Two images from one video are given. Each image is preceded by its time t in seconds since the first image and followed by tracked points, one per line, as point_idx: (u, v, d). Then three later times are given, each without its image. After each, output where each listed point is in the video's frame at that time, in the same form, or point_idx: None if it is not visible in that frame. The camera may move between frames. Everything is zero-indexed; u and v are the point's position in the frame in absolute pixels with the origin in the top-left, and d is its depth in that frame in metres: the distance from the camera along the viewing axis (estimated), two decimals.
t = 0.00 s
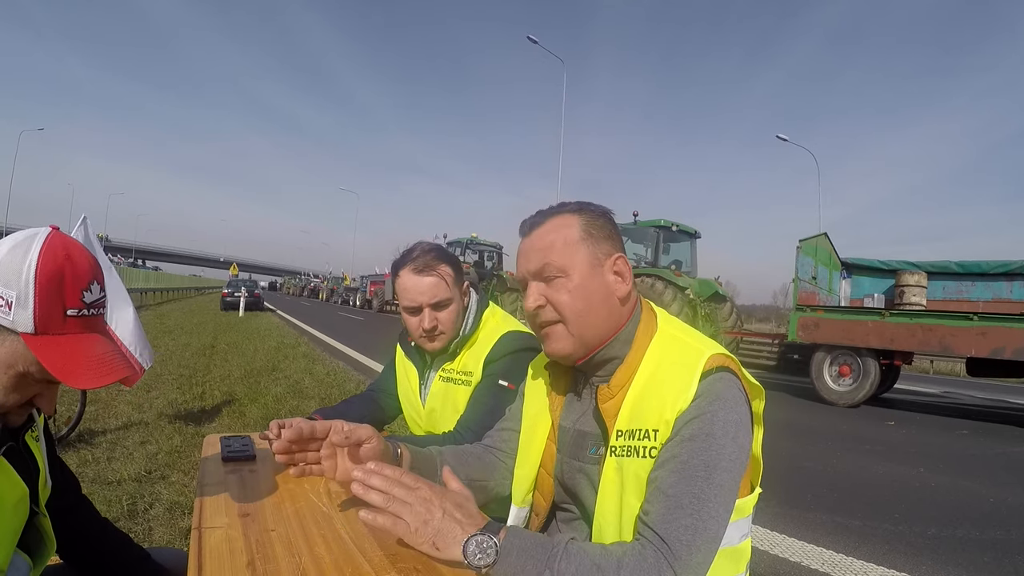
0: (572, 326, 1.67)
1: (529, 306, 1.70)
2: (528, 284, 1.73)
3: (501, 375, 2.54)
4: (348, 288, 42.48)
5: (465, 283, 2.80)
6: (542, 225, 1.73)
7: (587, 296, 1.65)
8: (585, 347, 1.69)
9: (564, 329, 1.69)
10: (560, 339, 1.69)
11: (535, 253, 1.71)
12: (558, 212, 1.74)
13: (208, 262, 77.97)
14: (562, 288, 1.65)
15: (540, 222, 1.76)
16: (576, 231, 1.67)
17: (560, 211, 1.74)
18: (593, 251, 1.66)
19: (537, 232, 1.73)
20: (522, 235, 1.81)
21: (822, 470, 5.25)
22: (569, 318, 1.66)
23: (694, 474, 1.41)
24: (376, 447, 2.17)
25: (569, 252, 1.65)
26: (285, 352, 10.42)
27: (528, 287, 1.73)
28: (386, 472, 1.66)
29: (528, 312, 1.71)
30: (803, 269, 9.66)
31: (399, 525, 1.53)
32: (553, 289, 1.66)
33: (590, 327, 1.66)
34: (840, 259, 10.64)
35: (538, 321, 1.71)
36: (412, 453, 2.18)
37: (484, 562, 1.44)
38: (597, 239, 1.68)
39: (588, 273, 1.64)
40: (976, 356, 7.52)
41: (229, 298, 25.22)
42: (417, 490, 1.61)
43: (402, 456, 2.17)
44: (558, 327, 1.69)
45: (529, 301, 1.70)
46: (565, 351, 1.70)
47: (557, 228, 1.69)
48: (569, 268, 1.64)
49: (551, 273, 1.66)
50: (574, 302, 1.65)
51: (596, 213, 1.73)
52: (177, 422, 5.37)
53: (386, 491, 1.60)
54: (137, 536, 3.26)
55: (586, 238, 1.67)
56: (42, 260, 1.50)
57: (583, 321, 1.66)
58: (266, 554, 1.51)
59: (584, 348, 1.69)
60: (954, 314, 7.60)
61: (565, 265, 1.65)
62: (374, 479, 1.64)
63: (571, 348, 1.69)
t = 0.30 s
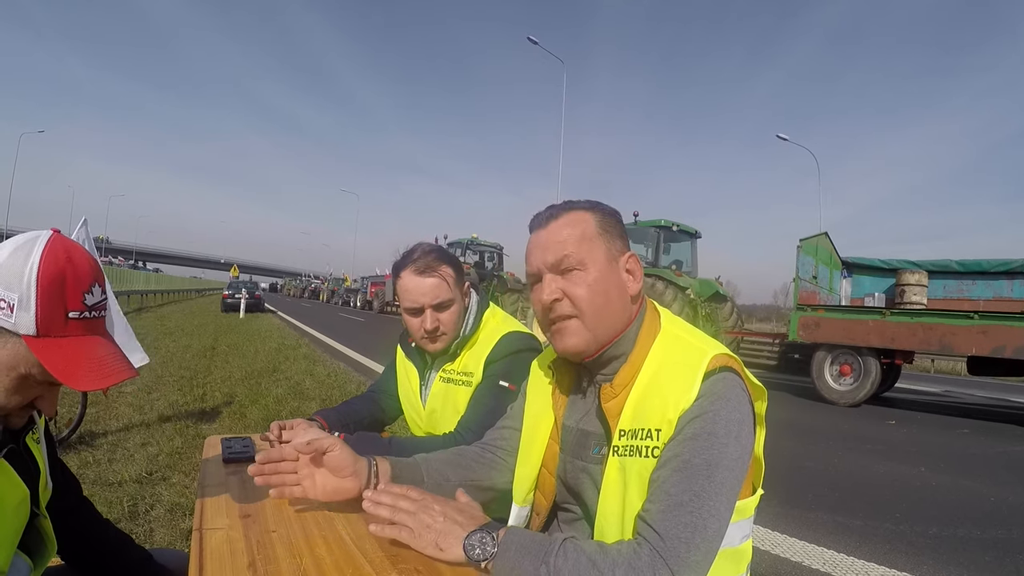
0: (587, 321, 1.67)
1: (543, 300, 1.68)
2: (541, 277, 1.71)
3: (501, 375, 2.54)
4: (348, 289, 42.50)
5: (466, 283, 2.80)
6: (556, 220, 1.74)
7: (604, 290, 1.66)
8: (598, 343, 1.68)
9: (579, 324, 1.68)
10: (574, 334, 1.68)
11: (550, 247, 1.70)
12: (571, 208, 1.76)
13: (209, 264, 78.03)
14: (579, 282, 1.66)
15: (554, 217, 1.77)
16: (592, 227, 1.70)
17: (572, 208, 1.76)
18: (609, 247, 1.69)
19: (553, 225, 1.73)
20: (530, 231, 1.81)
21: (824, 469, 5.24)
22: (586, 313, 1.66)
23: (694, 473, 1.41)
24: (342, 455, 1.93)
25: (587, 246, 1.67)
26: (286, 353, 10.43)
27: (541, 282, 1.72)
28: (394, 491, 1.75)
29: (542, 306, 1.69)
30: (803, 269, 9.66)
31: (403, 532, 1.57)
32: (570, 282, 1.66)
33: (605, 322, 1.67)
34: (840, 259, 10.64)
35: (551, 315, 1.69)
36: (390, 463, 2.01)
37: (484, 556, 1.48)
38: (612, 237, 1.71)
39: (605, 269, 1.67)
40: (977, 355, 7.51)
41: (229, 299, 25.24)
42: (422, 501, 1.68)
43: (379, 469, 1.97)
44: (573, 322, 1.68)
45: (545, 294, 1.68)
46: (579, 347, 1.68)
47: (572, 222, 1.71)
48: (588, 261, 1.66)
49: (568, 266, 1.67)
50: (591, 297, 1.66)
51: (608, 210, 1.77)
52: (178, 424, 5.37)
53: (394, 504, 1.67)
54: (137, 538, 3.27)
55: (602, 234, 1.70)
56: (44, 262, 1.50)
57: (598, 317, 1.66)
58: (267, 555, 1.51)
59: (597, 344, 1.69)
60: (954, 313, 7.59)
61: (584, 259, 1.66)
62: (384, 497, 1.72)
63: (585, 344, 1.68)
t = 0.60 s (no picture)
0: (590, 332, 1.67)
1: (545, 314, 1.68)
2: (541, 290, 1.71)
3: (501, 375, 2.54)
4: (348, 288, 42.50)
5: (466, 282, 2.80)
6: (552, 229, 1.74)
7: (606, 300, 1.66)
8: (601, 352, 1.70)
9: (582, 336, 1.69)
10: (577, 346, 1.69)
11: (548, 258, 1.70)
12: (566, 215, 1.75)
13: (208, 263, 78.01)
14: (580, 294, 1.66)
15: (550, 225, 1.75)
16: (589, 235, 1.70)
17: (568, 214, 1.75)
18: (607, 254, 1.69)
19: (549, 235, 1.72)
20: (526, 240, 1.80)
21: (823, 470, 5.25)
22: (588, 325, 1.67)
23: (697, 473, 1.41)
24: (335, 472, 1.84)
25: (585, 256, 1.67)
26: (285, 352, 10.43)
27: (541, 295, 1.71)
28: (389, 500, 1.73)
29: (544, 321, 1.70)
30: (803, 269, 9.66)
31: (399, 541, 1.54)
32: (571, 295, 1.67)
33: (607, 332, 1.68)
34: (840, 259, 10.65)
35: (553, 329, 1.70)
36: (384, 473, 1.97)
37: (481, 561, 1.47)
38: (610, 243, 1.71)
39: (605, 277, 1.67)
40: (976, 356, 7.51)
41: (229, 299, 25.24)
42: (417, 509, 1.66)
43: (374, 479, 1.92)
44: (575, 335, 1.69)
45: (546, 309, 1.68)
46: (583, 359, 1.69)
47: (568, 231, 1.70)
48: (587, 272, 1.66)
49: (567, 278, 1.67)
50: (593, 308, 1.66)
51: (604, 214, 1.76)
52: (177, 423, 5.37)
53: (388, 514, 1.66)
54: (137, 537, 3.27)
55: (600, 241, 1.69)
56: (42, 261, 1.50)
57: (601, 327, 1.67)
58: (266, 555, 1.51)
59: (601, 354, 1.70)
60: (954, 313, 7.60)
61: (583, 269, 1.66)
62: (380, 506, 1.70)
63: (589, 356, 1.69)
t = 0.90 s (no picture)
0: (593, 333, 1.67)
1: (548, 315, 1.68)
2: (544, 291, 1.71)
3: (501, 376, 2.54)
4: (348, 289, 42.49)
5: (466, 283, 2.80)
6: (555, 230, 1.73)
7: (608, 301, 1.67)
8: (605, 353, 1.70)
9: (585, 336, 1.69)
10: (581, 347, 1.69)
11: (551, 258, 1.70)
12: (569, 215, 1.75)
13: (208, 264, 77.99)
14: (583, 295, 1.66)
15: (553, 226, 1.75)
16: (592, 235, 1.70)
17: (571, 214, 1.75)
18: (610, 255, 1.69)
19: (552, 235, 1.73)
20: (529, 240, 1.80)
21: (823, 470, 5.25)
22: (591, 325, 1.67)
23: (697, 474, 1.41)
24: (334, 471, 1.85)
25: (589, 257, 1.67)
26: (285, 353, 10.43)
27: (544, 295, 1.71)
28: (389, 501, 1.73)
29: (547, 322, 1.70)
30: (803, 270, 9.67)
31: (399, 541, 1.54)
32: (574, 295, 1.67)
33: (611, 333, 1.68)
34: (840, 260, 10.65)
35: (557, 330, 1.70)
36: (384, 473, 1.97)
37: (481, 561, 1.47)
38: (614, 244, 1.71)
39: (608, 278, 1.67)
40: (976, 357, 7.52)
41: (229, 299, 25.23)
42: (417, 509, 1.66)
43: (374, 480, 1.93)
44: (579, 336, 1.69)
45: (549, 309, 1.68)
46: (587, 360, 1.69)
47: (572, 231, 1.70)
48: (591, 273, 1.66)
49: (571, 279, 1.67)
50: (596, 308, 1.66)
51: (607, 214, 1.76)
52: (177, 424, 5.37)
53: (388, 514, 1.66)
54: (137, 538, 3.27)
55: (603, 242, 1.70)
56: (43, 261, 1.50)
57: (603, 328, 1.67)
58: (266, 556, 1.50)
59: (604, 356, 1.70)
60: (954, 314, 7.60)
61: (586, 270, 1.66)
62: (380, 506, 1.71)
63: (592, 357, 1.69)
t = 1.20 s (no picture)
0: (584, 330, 1.68)
1: (541, 310, 1.70)
2: (539, 287, 1.73)
3: (502, 375, 2.53)
4: (349, 288, 42.49)
5: (468, 282, 2.80)
6: (553, 226, 1.74)
7: (601, 298, 1.66)
8: (596, 351, 1.70)
9: (577, 333, 1.69)
10: (572, 344, 1.69)
11: (547, 255, 1.71)
12: (570, 212, 1.75)
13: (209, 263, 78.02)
14: (576, 292, 1.66)
15: (552, 222, 1.75)
16: (589, 233, 1.69)
17: (571, 211, 1.75)
18: (606, 253, 1.68)
19: (549, 232, 1.73)
20: (530, 236, 1.82)
21: (824, 470, 5.25)
22: (583, 322, 1.67)
23: (700, 475, 1.41)
24: (345, 480, 1.90)
25: (583, 254, 1.66)
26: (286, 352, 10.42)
27: (539, 291, 1.73)
28: (376, 498, 1.66)
29: (540, 317, 1.71)
30: (805, 270, 9.65)
31: (397, 549, 1.49)
32: (567, 292, 1.67)
33: (602, 331, 1.68)
34: (841, 260, 10.64)
35: (550, 326, 1.71)
36: (390, 473, 1.98)
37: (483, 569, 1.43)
38: (612, 241, 1.70)
39: (602, 276, 1.66)
40: (977, 357, 7.50)
41: (230, 299, 25.24)
42: (409, 510, 1.59)
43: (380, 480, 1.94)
44: (571, 332, 1.69)
45: (542, 305, 1.70)
46: (579, 356, 1.70)
47: (569, 228, 1.70)
48: (583, 270, 1.66)
49: (564, 275, 1.67)
50: (588, 305, 1.66)
51: (608, 211, 1.75)
52: (178, 423, 5.37)
53: (378, 516, 1.58)
54: (138, 537, 3.27)
55: (600, 239, 1.68)
56: (43, 259, 1.50)
57: (595, 325, 1.67)
58: (268, 555, 1.50)
59: (596, 353, 1.70)
60: (955, 314, 7.59)
61: (579, 267, 1.66)
62: (367, 507, 1.63)
63: (584, 353, 1.69)
